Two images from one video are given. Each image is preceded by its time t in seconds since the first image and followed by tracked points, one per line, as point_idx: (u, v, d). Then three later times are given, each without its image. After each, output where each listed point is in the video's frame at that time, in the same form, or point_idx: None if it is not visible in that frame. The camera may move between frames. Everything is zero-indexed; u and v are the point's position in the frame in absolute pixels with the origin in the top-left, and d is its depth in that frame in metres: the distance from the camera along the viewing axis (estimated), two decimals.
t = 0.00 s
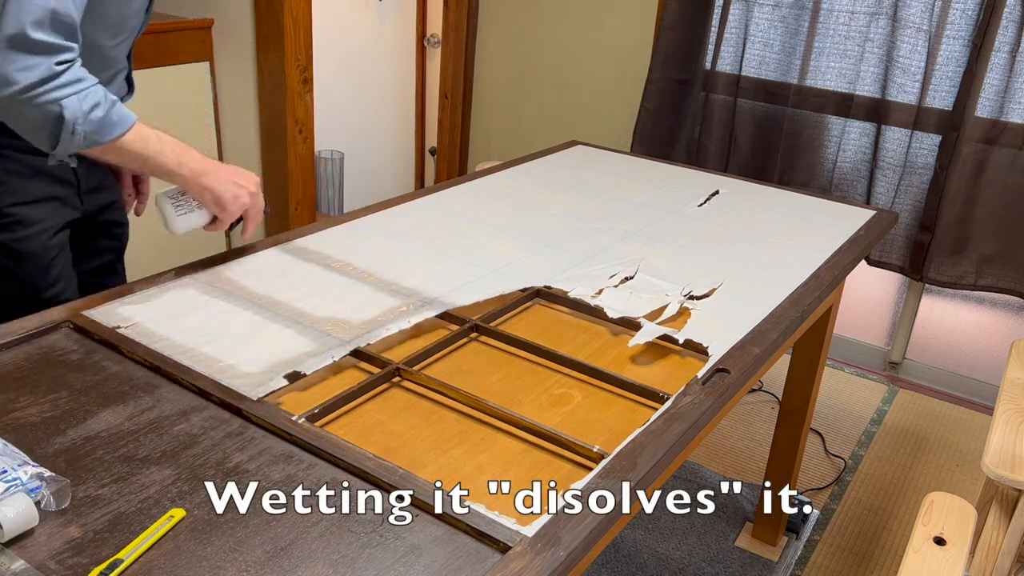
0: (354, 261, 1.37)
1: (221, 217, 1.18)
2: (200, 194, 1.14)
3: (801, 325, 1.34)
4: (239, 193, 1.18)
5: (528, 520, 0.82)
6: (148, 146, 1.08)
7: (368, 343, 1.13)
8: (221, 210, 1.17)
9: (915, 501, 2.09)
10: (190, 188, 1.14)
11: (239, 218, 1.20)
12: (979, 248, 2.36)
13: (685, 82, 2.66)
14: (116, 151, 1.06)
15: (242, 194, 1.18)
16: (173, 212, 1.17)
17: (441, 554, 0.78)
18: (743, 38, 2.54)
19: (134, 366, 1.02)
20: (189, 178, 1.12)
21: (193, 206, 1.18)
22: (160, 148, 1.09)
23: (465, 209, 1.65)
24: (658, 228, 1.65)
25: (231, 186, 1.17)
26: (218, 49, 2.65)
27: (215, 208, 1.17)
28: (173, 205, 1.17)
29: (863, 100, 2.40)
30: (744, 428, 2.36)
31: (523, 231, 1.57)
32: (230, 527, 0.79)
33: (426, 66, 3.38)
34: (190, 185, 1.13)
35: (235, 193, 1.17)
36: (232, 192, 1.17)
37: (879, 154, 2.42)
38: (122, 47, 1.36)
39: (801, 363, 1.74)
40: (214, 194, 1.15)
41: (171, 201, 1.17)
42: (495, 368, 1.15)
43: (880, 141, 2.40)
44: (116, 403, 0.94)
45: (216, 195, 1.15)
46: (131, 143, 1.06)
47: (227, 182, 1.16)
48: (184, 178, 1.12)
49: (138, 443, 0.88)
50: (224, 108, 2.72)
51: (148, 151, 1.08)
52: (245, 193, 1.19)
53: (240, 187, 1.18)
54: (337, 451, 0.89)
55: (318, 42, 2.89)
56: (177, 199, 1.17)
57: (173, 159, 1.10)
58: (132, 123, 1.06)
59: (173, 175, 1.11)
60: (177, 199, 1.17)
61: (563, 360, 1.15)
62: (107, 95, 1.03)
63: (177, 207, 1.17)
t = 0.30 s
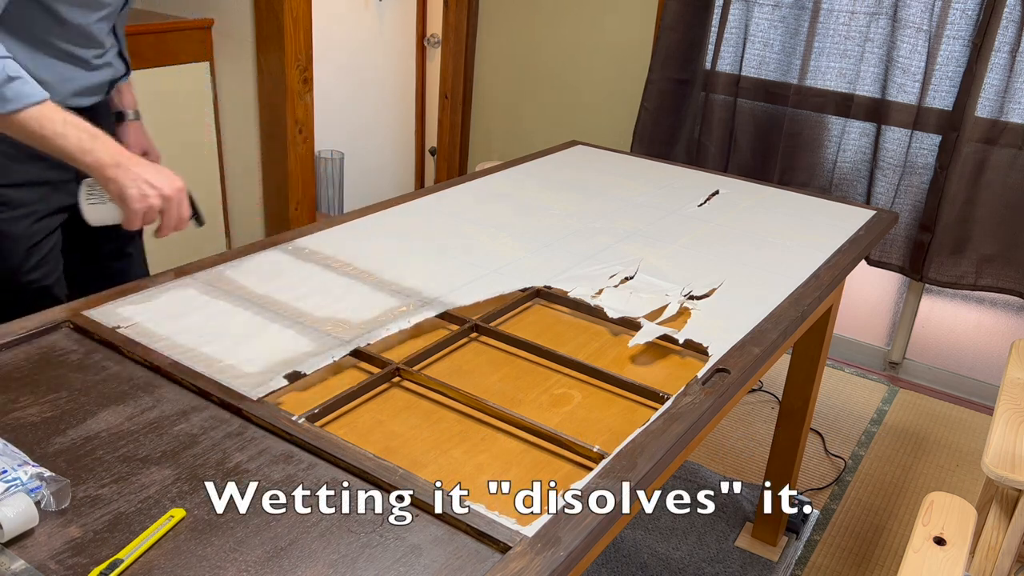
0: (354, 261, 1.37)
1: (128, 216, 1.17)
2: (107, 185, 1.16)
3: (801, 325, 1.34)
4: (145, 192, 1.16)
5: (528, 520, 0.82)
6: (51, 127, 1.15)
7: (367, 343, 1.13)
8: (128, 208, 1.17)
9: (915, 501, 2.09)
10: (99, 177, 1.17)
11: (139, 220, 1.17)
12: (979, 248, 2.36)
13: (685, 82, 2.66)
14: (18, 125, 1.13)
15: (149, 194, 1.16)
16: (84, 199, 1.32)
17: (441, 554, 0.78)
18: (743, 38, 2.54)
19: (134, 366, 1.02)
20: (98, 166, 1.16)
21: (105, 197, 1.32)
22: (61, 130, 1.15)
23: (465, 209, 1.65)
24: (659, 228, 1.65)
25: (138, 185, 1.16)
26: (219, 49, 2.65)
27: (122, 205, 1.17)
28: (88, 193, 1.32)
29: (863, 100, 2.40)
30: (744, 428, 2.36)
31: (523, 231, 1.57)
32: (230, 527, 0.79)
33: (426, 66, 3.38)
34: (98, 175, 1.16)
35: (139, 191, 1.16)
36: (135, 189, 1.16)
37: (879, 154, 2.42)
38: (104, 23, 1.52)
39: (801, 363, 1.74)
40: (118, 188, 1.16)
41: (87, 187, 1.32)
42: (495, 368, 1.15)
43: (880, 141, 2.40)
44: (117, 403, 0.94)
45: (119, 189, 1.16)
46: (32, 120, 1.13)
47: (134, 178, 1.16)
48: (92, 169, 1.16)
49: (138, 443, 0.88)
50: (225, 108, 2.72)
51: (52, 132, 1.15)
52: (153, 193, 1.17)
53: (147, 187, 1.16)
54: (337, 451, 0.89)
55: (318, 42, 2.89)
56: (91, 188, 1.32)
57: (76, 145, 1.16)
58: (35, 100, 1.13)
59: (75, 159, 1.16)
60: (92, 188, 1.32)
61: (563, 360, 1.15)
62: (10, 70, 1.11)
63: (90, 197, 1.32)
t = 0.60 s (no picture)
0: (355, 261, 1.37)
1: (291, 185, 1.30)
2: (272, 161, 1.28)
3: (802, 325, 1.34)
4: (305, 163, 1.30)
5: (528, 520, 0.82)
6: (224, 115, 1.25)
7: (367, 344, 1.13)
8: (290, 178, 1.30)
9: (915, 502, 2.09)
10: (263, 154, 1.28)
11: (302, 186, 1.31)
12: (979, 248, 2.36)
13: (685, 82, 2.67)
14: (195, 114, 1.24)
15: (307, 164, 1.30)
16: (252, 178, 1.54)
17: (441, 554, 0.78)
18: (743, 38, 2.54)
19: (134, 366, 1.02)
20: (261, 147, 1.27)
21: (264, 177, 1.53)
22: (235, 119, 1.25)
23: (466, 209, 1.65)
24: (659, 228, 1.65)
25: (299, 157, 1.29)
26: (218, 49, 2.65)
27: (286, 177, 1.29)
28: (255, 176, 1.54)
29: (863, 100, 2.40)
30: (744, 428, 2.36)
31: (523, 231, 1.57)
32: (230, 527, 0.79)
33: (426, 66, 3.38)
34: (264, 154, 1.27)
35: (299, 163, 1.29)
36: (298, 160, 1.29)
37: (879, 154, 2.42)
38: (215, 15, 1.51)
39: (801, 363, 1.74)
40: (283, 163, 1.28)
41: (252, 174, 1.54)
42: (495, 368, 1.15)
43: (880, 141, 2.40)
44: (116, 403, 0.94)
45: (284, 164, 1.28)
46: (208, 112, 1.23)
47: (294, 152, 1.29)
48: (253, 147, 1.27)
49: (138, 444, 0.88)
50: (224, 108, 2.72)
51: (226, 120, 1.25)
52: (310, 163, 1.30)
53: (306, 159, 1.30)
54: (337, 451, 0.89)
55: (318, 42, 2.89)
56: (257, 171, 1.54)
57: (243, 129, 1.25)
58: (213, 91, 1.24)
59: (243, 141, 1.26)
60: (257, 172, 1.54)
61: (563, 360, 1.15)
62: (191, 68, 1.22)
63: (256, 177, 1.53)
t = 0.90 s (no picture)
0: (355, 261, 1.37)
1: (316, 191, 1.27)
2: (299, 165, 1.24)
3: (802, 325, 1.34)
4: (335, 171, 1.27)
5: (528, 520, 0.82)
6: (259, 113, 1.20)
7: (367, 343, 1.13)
8: (319, 186, 1.27)
9: (915, 501, 2.09)
10: (291, 158, 1.24)
11: (330, 196, 1.29)
12: (979, 248, 2.36)
13: (685, 82, 2.67)
14: (231, 109, 1.19)
15: (336, 172, 1.28)
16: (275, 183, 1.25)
17: (441, 554, 0.78)
18: (743, 38, 2.54)
19: (134, 366, 1.02)
20: (292, 149, 1.23)
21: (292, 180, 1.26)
22: (268, 117, 1.21)
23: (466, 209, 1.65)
24: (659, 228, 1.65)
25: (328, 164, 1.27)
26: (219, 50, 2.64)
27: (313, 183, 1.26)
28: (276, 178, 1.26)
29: (863, 100, 2.40)
30: (745, 428, 2.37)
31: (523, 231, 1.57)
32: (230, 527, 0.79)
33: (426, 66, 3.38)
34: (292, 156, 1.24)
35: (331, 169, 1.26)
36: (327, 166, 1.26)
37: (879, 154, 2.42)
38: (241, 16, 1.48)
39: (801, 363, 1.74)
40: (312, 167, 1.25)
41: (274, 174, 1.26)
42: (496, 368, 1.15)
43: (880, 141, 2.40)
44: (117, 403, 0.94)
45: (314, 168, 1.25)
46: (245, 106, 1.19)
47: (323, 158, 1.26)
48: (285, 150, 1.23)
49: (138, 443, 0.88)
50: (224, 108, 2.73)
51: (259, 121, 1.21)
52: (339, 171, 1.28)
53: (335, 166, 1.28)
54: (337, 451, 0.89)
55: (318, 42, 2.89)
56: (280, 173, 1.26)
57: (279, 128, 1.22)
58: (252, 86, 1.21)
59: (277, 142, 1.22)
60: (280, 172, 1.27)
61: (563, 360, 1.15)
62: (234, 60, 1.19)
63: (279, 181, 1.26)
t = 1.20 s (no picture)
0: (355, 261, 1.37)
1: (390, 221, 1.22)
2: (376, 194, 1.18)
3: (802, 325, 1.34)
4: (411, 198, 1.21)
5: (528, 520, 0.82)
6: (335, 137, 1.13)
7: (366, 343, 1.13)
8: (394, 215, 1.20)
9: (915, 502, 2.09)
10: (367, 188, 1.17)
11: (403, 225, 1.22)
12: (978, 248, 2.36)
13: (685, 82, 2.67)
14: (302, 138, 1.12)
15: (411, 199, 1.21)
16: (348, 211, 1.28)
17: (441, 554, 0.78)
18: (743, 38, 2.54)
19: (134, 366, 1.02)
20: (370, 176, 1.16)
21: (365, 208, 1.27)
22: (344, 143, 1.14)
23: (467, 209, 1.65)
24: (659, 228, 1.65)
25: (404, 192, 1.20)
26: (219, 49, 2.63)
27: (387, 212, 1.20)
28: (349, 204, 1.28)
29: (863, 100, 2.40)
30: (745, 429, 2.37)
31: (523, 231, 1.57)
32: (230, 527, 0.79)
33: (426, 66, 3.38)
34: (367, 184, 1.17)
35: (406, 198, 1.20)
36: (403, 196, 1.20)
37: (879, 154, 2.42)
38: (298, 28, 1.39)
39: (800, 363, 1.74)
40: (388, 197, 1.18)
41: (347, 201, 1.28)
42: (496, 368, 1.15)
43: (880, 141, 2.40)
44: (116, 403, 0.94)
45: (389, 198, 1.18)
46: (319, 133, 1.12)
47: (400, 185, 1.19)
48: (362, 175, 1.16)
49: (138, 444, 0.88)
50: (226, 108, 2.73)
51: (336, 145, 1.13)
52: (416, 199, 1.22)
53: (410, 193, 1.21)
54: (337, 451, 0.89)
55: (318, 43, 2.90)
56: (353, 200, 1.28)
57: (354, 152, 1.15)
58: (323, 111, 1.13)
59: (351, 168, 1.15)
60: (353, 199, 1.28)
61: (563, 360, 1.15)
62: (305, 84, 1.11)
63: (352, 207, 1.28)
